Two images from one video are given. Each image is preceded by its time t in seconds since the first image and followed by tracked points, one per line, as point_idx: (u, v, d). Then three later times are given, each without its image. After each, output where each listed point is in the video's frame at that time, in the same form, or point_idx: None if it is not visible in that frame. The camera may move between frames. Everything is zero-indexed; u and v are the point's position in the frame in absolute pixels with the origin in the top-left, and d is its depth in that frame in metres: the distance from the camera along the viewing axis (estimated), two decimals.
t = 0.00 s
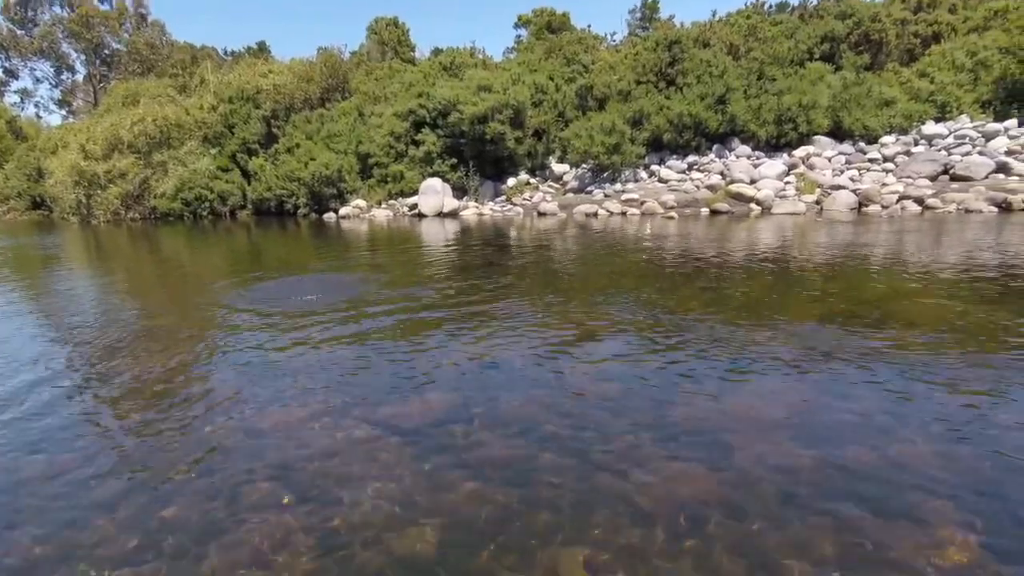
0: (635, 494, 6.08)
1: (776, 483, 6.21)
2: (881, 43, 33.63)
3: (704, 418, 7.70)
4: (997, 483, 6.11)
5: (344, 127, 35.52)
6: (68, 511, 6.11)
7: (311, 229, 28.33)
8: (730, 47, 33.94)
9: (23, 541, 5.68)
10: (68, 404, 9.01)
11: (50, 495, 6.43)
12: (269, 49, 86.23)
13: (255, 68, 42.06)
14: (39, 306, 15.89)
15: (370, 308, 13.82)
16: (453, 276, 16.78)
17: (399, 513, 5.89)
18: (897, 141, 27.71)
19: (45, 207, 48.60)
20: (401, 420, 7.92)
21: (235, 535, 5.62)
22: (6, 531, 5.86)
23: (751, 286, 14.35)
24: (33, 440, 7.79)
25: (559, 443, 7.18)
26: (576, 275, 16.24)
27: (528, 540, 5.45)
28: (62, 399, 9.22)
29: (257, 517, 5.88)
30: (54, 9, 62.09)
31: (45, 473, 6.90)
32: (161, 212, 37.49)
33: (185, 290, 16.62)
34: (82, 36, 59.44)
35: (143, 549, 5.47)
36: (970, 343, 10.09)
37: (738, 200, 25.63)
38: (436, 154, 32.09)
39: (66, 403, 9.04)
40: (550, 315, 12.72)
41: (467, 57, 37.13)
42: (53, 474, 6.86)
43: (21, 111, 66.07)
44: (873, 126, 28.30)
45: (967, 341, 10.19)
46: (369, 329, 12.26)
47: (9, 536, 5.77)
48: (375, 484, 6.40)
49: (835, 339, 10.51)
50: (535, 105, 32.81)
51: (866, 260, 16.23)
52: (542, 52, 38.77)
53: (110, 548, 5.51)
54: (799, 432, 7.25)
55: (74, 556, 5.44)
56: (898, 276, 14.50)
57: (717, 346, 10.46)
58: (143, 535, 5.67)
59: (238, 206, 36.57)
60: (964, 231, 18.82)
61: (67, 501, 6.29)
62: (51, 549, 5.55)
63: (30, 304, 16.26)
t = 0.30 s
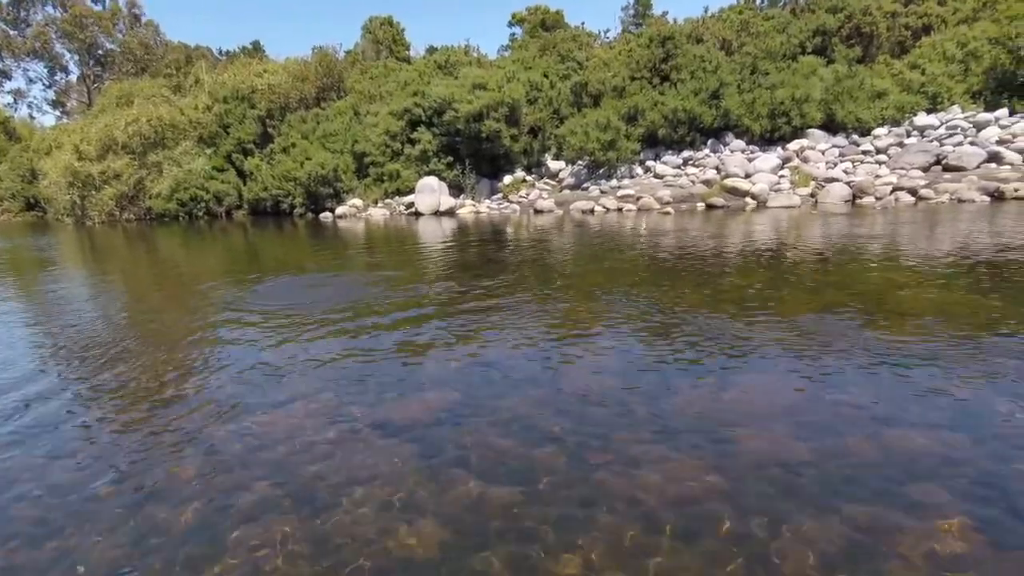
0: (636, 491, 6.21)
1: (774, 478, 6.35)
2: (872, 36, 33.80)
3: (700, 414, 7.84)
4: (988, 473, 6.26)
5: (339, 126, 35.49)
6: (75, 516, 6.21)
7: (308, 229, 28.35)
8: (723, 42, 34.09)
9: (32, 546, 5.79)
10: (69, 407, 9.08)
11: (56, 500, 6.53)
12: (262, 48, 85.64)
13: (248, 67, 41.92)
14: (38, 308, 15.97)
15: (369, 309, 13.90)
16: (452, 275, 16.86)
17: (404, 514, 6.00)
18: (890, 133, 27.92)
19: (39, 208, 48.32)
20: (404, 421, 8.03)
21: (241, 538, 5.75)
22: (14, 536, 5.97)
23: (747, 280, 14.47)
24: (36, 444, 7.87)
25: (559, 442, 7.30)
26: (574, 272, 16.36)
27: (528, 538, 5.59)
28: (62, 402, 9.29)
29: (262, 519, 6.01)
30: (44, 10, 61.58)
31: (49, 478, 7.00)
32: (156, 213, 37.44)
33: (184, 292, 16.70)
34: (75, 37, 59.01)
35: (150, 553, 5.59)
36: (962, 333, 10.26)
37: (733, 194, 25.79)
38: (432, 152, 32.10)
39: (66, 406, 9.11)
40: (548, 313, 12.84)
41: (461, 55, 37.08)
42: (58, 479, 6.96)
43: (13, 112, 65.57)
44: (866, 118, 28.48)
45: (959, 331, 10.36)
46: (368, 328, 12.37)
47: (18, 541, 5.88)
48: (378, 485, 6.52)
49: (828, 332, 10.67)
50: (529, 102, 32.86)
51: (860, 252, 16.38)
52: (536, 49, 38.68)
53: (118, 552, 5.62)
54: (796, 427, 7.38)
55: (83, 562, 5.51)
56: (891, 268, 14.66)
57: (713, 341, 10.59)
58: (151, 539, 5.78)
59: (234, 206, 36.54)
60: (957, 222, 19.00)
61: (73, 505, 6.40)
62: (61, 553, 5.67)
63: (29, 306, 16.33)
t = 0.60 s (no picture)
0: (629, 505, 6.23)
1: (766, 493, 6.38)
2: (867, 53, 34.21)
3: (693, 428, 7.88)
4: (977, 491, 6.31)
5: (338, 131, 35.62)
6: (64, 519, 6.19)
7: (305, 234, 28.36)
8: (720, 56, 34.51)
9: (18, 549, 5.76)
10: (59, 409, 9.05)
11: (45, 503, 6.50)
12: (263, 52, 85.82)
13: (249, 72, 42.10)
14: (32, 307, 15.94)
15: (366, 316, 13.89)
16: (449, 283, 16.90)
17: (396, 525, 6.01)
18: (884, 149, 28.25)
19: (35, 206, 48.05)
20: (398, 431, 8.03)
21: (231, 546, 5.73)
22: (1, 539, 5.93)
23: (742, 293, 14.56)
24: (25, 446, 7.83)
25: (553, 454, 7.31)
26: (569, 282, 16.41)
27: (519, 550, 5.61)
28: (52, 404, 9.25)
29: (252, 527, 6.00)
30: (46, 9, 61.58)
31: (38, 480, 6.95)
32: (153, 214, 37.41)
33: (180, 295, 16.70)
34: (76, 37, 58.99)
35: (139, 560, 5.56)
36: (952, 349, 10.36)
37: (729, 207, 25.98)
38: (430, 159, 32.25)
39: (56, 408, 9.08)
40: (544, 322, 12.90)
41: (462, 64, 37.32)
42: (48, 481, 6.92)
43: (11, 110, 65.32)
44: (861, 134, 28.78)
45: (949, 348, 10.46)
46: (363, 335, 12.38)
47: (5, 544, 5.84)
48: (370, 494, 6.53)
49: (820, 347, 10.76)
50: (529, 112, 33.03)
51: (854, 267, 16.51)
52: (536, 59, 38.90)
53: (108, 557, 5.60)
54: (788, 442, 7.42)
55: (72, 567, 5.47)
56: (884, 282, 14.79)
57: (707, 354, 10.65)
58: (142, 544, 5.77)
59: (231, 209, 36.53)
60: (949, 238, 19.18)
61: (62, 509, 6.37)
62: (48, 557, 5.64)
63: (22, 305, 16.30)
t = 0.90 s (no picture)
0: (618, 520, 6.17)
1: (756, 509, 6.35)
2: (860, 77, 34.77)
3: (686, 443, 7.84)
4: (967, 510, 6.31)
5: (336, 141, 35.68)
6: (43, 527, 6.03)
7: (299, 242, 28.25)
8: (716, 76, 35.01)
9: None
10: (42, 414, 8.89)
11: (25, 509, 6.34)
12: (262, 60, 86.22)
13: (248, 79, 42.24)
14: (19, 310, 15.76)
15: (360, 325, 13.79)
16: (443, 294, 16.83)
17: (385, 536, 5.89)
18: (876, 172, 28.62)
19: (26, 209, 47.68)
20: (387, 441, 7.94)
21: (215, 556, 5.60)
22: None
23: (735, 310, 14.59)
24: (7, 450, 7.68)
25: (542, 467, 7.24)
26: (564, 296, 16.40)
27: (510, 564, 5.51)
28: (34, 409, 9.10)
29: (237, 537, 5.87)
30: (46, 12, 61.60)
31: (18, 486, 6.80)
32: (146, 219, 37.23)
33: (170, 301, 16.53)
34: (75, 40, 59.10)
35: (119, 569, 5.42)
36: (943, 370, 10.39)
37: (723, 225, 26.16)
38: (427, 171, 32.33)
39: (39, 413, 8.92)
40: (537, 336, 12.85)
41: (461, 77, 37.59)
42: (28, 488, 6.77)
43: (6, 112, 65.04)
44: (852, 156, 29.17)
45: (939, 368, 10.50)
46: (355, 345, 12.29)
47: None
48: (359, 505, 6.43)
49: (813, 365, 10.77)
50: (526, 126, 33.20)
51: (846, 287, 16.61)
52: (534, 74, 39.18)
53: (88, 566, 5.46)
54: (779, 459, 7.40)
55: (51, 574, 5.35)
56: (876, 303, 14.88)
57: (699, 370, 10.63)
58: (124, 553, 5.63)
59: (225, 216, 36.36)
60: (940, 261, 19.38)
61: (42, 516, 6.21)
62: (25, 565, 5.49)
63: (9, 308, 16.10)
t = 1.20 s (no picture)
0: (611, 531, 6.12)
1: (749, 520, 6.31)
2: (850, 91, 35.22)
3: (679, 454, 7.81)
4: (960, 520, 6.29)
5: (331, 151, 35.76)
6: (28, 541, 5.94)
7: (294, 252, 28.21)
8: (709, 89, 35.41)
9: None
10: (27, 426, 8.80)
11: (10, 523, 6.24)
12: (259, 72, 86.68)
13: (244, 90, 42.38)
14: (8, 321, 15.64)
15: (353, 336, 13.69)
16: (436, 304, 16.79)
17: (375, 548, 5.82)
18: (867, 184, 28.88)
19: (18, 219, 47.48)
20: (379, 452, 7.86)
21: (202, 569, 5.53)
22: None
23: (728, 321, 14.61)
24: None
25: (535, 478, 7.19)
26: (557, 306, 16.38)
27: None
28: (20, 420, 9.00)
29: (225, 550, 5.79)
30: (41, 23, 61.76)
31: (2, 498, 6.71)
32: (139, 229, 37.16)
33: (162, 311, 16.44)
34: (70, 51, 59.23)
35: None
36: (933, 381, 10.43)
37: (716, 236, 26.30)
38: (422, 181, 32.39)
39: (24, 425, 8.82)
40: (531, 346, 12.81)
41: (456, 89, 37.78)
42: (13, 500, 6.68)
43: None
44: (844, 168, 29.44)
45: (931, 379, 10.53)
46: (347, 355, 12.23)
47: None
48: (350, 516, 6.35)
49: (805, 376, 10.78)
50: (521, 137, 33.31)
51: (838, 298, 16.68)
52: (529, 85, 39.38)
53: None
54: (773, 469, 7.38)
55: None
56: (867, 314, 14.94)
57: (693, 380, 10.63)
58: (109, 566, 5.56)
59: (219, 226, 36.29)
60: (931, 272, 19.52)
61: (27, 530, 6.12)
62: None
63: None
